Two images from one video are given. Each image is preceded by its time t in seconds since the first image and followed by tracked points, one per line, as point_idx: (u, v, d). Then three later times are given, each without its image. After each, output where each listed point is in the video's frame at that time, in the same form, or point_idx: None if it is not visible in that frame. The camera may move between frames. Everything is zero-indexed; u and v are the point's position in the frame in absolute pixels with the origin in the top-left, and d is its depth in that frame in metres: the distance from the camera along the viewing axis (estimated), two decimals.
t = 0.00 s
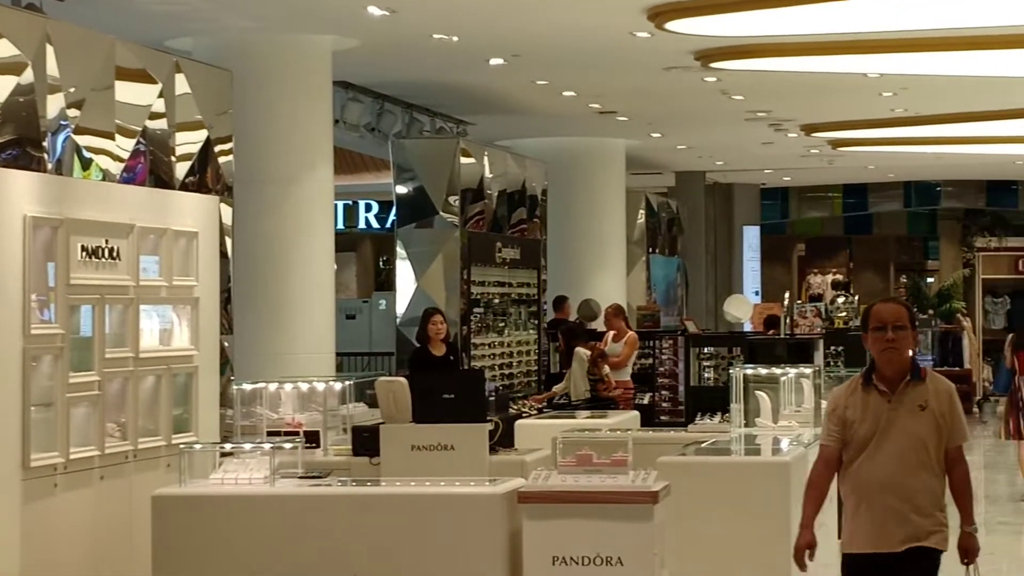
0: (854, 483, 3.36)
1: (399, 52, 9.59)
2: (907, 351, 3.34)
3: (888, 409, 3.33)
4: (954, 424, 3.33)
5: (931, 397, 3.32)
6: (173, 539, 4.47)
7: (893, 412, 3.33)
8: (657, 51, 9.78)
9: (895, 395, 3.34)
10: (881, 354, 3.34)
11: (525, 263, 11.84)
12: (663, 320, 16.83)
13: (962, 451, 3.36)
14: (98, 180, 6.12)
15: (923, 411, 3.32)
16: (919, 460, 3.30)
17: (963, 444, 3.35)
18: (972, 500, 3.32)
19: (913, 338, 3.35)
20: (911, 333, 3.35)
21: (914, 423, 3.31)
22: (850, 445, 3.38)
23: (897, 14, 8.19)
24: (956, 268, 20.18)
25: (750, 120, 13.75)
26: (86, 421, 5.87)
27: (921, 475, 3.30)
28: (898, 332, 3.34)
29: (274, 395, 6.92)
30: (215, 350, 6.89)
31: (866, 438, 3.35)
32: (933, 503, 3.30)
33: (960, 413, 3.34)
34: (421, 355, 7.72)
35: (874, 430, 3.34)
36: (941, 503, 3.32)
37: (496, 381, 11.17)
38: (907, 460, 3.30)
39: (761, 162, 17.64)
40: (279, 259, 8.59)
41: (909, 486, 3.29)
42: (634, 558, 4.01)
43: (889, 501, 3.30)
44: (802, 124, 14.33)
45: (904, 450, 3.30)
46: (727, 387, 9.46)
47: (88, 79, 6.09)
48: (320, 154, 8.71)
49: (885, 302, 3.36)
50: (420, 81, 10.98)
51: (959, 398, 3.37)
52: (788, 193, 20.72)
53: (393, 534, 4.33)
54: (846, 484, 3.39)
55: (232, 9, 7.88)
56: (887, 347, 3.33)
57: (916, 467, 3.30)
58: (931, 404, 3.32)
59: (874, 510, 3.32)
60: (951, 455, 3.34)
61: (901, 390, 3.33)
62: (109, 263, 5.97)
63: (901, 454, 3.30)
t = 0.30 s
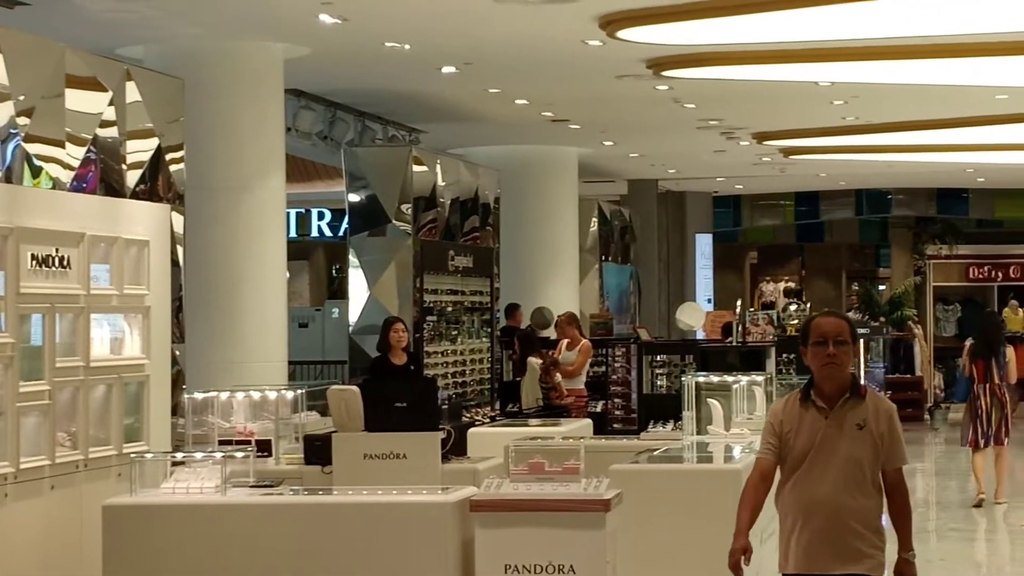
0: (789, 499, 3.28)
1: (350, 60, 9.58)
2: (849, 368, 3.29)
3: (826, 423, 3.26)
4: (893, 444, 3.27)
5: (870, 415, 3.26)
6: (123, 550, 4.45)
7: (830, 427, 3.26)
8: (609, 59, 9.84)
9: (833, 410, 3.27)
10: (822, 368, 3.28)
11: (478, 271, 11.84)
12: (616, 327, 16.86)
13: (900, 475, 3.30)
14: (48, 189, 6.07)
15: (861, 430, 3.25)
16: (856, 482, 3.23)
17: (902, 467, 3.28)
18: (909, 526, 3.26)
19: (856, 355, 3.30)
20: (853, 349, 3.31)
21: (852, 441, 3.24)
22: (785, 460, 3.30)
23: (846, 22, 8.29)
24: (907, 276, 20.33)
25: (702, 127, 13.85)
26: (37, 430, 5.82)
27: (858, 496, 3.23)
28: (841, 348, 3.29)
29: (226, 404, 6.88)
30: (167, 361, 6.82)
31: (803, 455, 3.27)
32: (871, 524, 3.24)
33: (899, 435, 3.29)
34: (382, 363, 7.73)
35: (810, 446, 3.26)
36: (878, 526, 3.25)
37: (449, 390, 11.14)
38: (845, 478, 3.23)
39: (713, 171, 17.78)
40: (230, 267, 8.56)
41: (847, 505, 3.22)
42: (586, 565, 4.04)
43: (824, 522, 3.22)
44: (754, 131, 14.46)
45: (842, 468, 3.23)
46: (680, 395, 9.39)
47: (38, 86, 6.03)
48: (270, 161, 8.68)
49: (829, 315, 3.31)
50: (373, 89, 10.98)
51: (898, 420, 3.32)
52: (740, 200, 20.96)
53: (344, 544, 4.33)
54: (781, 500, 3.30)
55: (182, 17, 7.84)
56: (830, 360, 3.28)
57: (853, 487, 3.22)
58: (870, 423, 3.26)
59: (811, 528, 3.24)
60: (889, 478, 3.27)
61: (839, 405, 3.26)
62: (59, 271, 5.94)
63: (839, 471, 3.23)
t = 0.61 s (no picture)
0: (728, 498, 3.33)
1: (304, 62, 9.56)
2: (779, 363, 3.34)
3: (761, 420, 3.31)
4: (831, 439, 3.31)
5: (805, 410, 3.31)
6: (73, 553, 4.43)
7: (765, 424, 3.30)
8: (563, 61, 9.88)
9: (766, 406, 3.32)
10: (752, 365, 3.35)
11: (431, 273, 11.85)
12: (569, 329, 16.92)
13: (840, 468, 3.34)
14: None
15: (797, 425, 3.30)
16: (794, 476, 3.28)
17: (841, 461, 3.33)
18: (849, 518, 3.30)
19: (786, 350, 3.36)
20: (783, 344, 3.36)
21: (787, 436, 3.29)
22: (725, 460, 3.35)
23: (798, 26, 8.38)
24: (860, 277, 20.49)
25: (655, 130, 13.94)
26: None
27: (796, 491, 3.27)
28: (770, 342, 3.35)
29: (178, 407, 6.82)
30: (118, 364, 6.78)
31: (741, 453, 3.32)
32: (810, 519, 3.28)
33: (838, 429, 3.33)
34: (340, 364, 7.73)
35: (747, 444, 3.32)
36: (818, 520, 3.29)
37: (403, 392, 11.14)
38: (782, 473, 3.27)
39: (666, 173, 17.89)
40: (182, 269, 8.51)
41: (783, 502, 3.26)
42: (537, 566, 4.06)
43: (763, 517, 3.26)
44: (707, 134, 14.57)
45: (779, 463, 3.28)
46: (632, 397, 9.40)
47: None
48: (224, 163, 8.66)
49: (756, 311, 3.38)
50: (326, 91, 10.96)
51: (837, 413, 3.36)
52: (694, 202, 21.10)
53: (295, 547, 4.33)
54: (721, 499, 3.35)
55: (134, 18, 7.79)
56: (758, 357, 3.34)
57: (791, 481, 3.27)
58: (805, 417, 3.31)
59: (748, 526, 3.28)
60: (828, 472, 3.32)
61: (773, 401, 3.32)
62: (9, 273, 5.91)
63: (776, 466, 3.27)
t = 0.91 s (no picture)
0: (638, 522, 3.28)
1: (247, 65, 9.55)
2: (686, 390, 3.26)
3: (672, 443, 3.26)
4: (743, 459, 3.29)
5: (717, 431, 3.27)
6: (12, 557, 4.43)
7: (675, 447, 3.26)
8: (506, 67, 9.92)
9: (677, 430, 3.28)
10: (656, 397, 3.26)
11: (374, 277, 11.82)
12: (512, 334, 16.98)
13: (753, 487, 3.32)
14: None
15: (708, 447, 3.26)
16: (707, 499, 3.24)
17: (752, 480, 3.30)
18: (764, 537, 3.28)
19: (692, 376, 3.27)
20: (689, 369, 3.27)
21: (699, 458, 3.25)
22: (635, 484, 3.31)
23: (740, 34, 8.49)
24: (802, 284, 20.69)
25: (598, 136, 14.03)
26: None
27: (710, 512, 3.24)
28: (674, 372, 3.25)
29: (119, 410, 6.89)
30: (58, 367, 6.67)
31: (652, 476, 3.27)
32: (724, 541, 3.24)
33: (751, 447, 3.31)
34: (285, 368, 7.72)
35: (657, 468, 3.27)
36: (732, 540, 3.26)
37: (346, 397, 11.11)
38: (694, 495, 3.23)
39: (610, 179, 18.01)
40: (123, 271, 8.46)
41: (695, 526, 3.22)
42: (477, 568, 4.09)
43: (675, 542, 3.22)
44: (650, 140, 14.69)
45: (691, 486, 3.23)
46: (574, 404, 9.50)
47: None
48: (166, 165, 8.62)
49: (656, 342, 3.26)
50: (269, 95, 10.94)
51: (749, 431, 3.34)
52: (637, 208, 21.25)
53: (234, 551, 4.38)
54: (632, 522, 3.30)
55: (74, 21, 7.75)
56: (662, 390, 3.25)
57: (703, 503, 3.23)
58: (717, 439, 3.27)
59: (659, 551, 3.22)
60: (741, 493, 3.30)
61: (682, 425, 3.27)
62: None
63: (688, 488, 3.23)
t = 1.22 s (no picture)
0: (526, 519, 3.29)
1: (170, 61, 9.47)
2: (573, 388, 3.28)
3: (560, 439, 3.28)
4: (632, 454, 3.32)
5: (605, 426, 3.30)
6: None
7: (563, 443, 3.28)
8: (431, 64, 9.94)
9: (565, 427, 3.29)
10: (544, 396, 3.27)
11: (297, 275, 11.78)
12: (437, 331, 16.98)
13: (642, 483, 3.35)
14: None
15: (597, 442, 3.29)
16: (595, 495, 3.26)
17: (640, 476, 3.34)
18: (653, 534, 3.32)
19: (578, 375, 3.29)
20: (575, 368, 3.29)
21: (588, 454, 3.27)
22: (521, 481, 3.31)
23: (664, 32, 8.61)
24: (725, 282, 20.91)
25: (523, 133, 14.09)
26: None
27: (599, 510, 3.26)
28: (561, 372, 3.27)
29: (37, 409, 6.76)
30: None
31: (538, 473, 3.29)
32: (613, 538, 3.27)
33: (638, 442, 3.34)
34: (209, 367, 7.69)
35: (545, 465, 3.28)
36: (621, 536, 3.29)
37: (270, 395, 11.06)
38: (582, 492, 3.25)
39: (535, 176, 18.07)
40: (44, 269, 8.35)
41: (584, 522, 3.24)
42: (401, 567, 4.11)
43: (563, 539, 3.24)
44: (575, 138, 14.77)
45: (579, 483, 3.25)
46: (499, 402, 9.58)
47: None
48: (89, 162, 8.53)
49: (542, 343, 3.27)
50: (192, 91, 10.86)
51: (636, 426, 3.37)
52: (562, 206, 21.34)
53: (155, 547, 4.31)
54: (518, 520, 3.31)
55: None
56: (549, 390, 3.26)
57: (591, 500, 3.25)
58: (605, 434, 3.30)
59: (549, 547, 3.24)
60: (630, 490, 3.33)
61: (569, 421, 3.29)
62: None
63: (577, 484, 3.25)
